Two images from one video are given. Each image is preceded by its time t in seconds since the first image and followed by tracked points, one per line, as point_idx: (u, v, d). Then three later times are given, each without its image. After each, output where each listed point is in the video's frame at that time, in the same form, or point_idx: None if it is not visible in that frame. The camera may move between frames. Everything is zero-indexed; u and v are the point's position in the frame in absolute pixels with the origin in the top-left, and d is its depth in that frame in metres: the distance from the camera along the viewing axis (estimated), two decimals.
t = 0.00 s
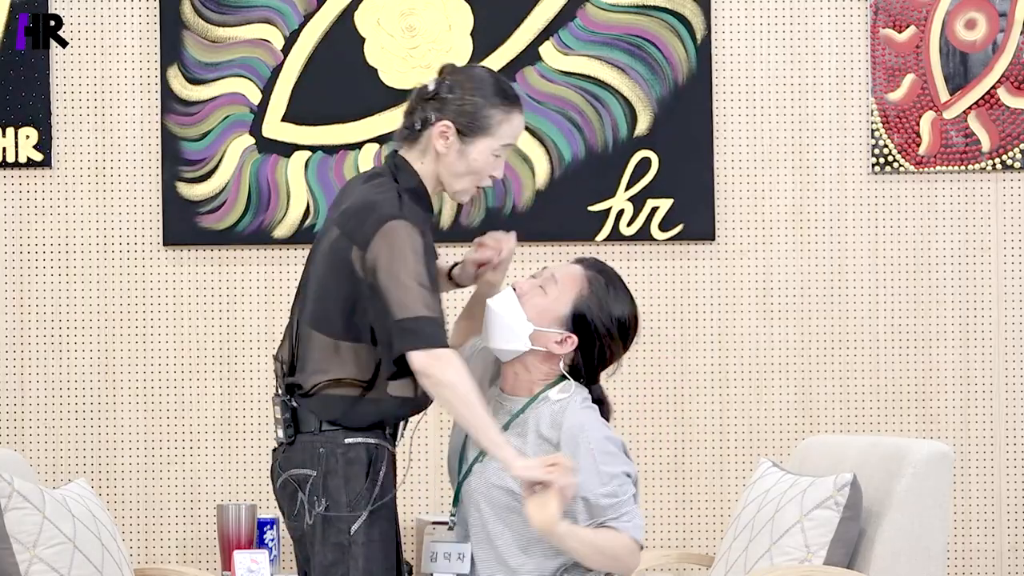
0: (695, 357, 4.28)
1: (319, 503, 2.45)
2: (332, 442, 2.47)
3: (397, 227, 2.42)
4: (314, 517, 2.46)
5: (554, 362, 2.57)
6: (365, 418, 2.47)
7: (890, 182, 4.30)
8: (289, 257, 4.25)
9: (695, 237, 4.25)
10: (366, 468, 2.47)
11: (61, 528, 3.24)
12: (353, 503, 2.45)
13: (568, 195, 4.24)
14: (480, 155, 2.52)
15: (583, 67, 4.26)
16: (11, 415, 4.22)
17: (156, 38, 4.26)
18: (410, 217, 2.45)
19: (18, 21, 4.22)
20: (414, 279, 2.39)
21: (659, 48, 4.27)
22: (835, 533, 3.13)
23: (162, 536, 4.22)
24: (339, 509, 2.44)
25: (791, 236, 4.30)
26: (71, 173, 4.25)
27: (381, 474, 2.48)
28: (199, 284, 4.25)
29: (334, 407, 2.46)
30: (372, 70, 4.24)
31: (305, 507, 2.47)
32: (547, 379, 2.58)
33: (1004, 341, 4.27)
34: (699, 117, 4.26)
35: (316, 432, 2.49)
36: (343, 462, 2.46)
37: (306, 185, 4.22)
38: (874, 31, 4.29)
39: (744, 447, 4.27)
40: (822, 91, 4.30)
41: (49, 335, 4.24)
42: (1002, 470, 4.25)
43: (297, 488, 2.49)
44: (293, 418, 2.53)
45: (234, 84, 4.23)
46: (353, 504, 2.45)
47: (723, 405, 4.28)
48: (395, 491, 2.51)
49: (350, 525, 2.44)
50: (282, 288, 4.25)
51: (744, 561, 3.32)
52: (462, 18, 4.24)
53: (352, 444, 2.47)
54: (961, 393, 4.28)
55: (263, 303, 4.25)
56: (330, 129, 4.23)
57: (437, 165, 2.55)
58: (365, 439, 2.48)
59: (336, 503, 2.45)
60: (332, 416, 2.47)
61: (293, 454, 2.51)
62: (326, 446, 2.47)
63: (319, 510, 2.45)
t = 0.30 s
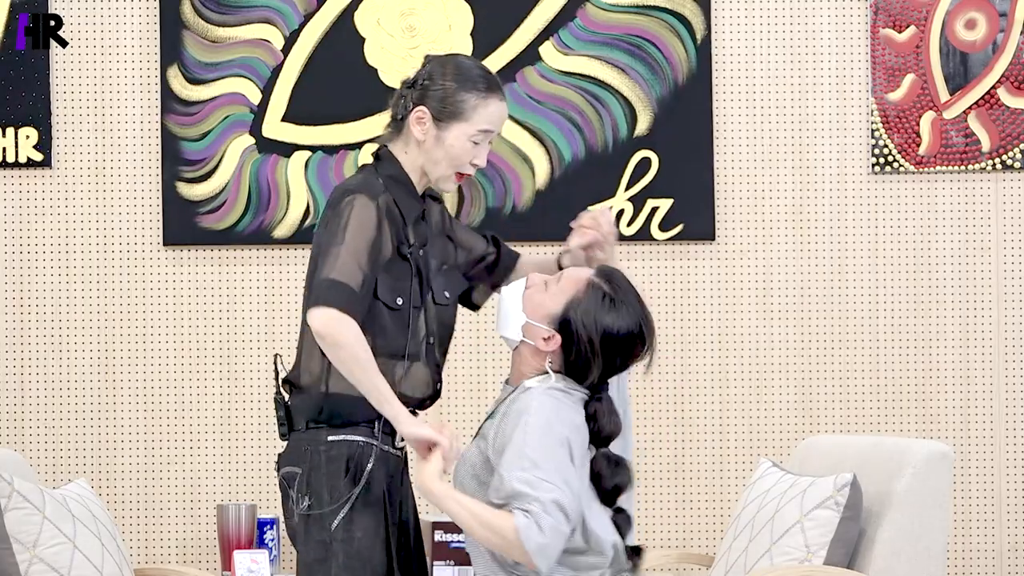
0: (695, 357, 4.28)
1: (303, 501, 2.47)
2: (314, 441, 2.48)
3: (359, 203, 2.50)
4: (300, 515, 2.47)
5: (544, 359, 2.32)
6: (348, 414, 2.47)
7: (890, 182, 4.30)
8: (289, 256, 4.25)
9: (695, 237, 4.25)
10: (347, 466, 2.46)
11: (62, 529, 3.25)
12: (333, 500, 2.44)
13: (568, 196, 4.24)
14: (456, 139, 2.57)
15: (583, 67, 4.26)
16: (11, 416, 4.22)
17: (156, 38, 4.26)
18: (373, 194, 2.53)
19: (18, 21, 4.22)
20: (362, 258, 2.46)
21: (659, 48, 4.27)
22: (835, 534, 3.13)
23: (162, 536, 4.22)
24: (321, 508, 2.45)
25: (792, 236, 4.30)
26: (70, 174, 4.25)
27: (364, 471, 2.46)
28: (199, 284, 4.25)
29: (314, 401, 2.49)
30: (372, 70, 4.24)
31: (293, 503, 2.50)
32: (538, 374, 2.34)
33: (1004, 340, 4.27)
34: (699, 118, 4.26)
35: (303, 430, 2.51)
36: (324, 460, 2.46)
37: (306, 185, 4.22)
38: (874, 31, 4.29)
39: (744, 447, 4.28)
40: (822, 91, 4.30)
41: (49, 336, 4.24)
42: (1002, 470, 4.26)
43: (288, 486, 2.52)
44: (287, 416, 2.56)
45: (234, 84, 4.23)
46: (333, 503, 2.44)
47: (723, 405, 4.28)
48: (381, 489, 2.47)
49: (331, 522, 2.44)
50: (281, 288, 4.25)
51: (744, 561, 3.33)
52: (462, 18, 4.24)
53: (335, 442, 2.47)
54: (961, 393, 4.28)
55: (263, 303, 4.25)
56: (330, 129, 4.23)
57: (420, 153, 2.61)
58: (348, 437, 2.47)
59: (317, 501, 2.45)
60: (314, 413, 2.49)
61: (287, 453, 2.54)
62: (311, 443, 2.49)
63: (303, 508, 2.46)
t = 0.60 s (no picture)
0: (695, 357, 4.28)
1: (297, 496, 2.47)
2: (311, 436, 2.49)
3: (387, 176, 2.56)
4: (294, 509, 2.47)
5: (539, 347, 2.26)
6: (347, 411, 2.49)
7: (890, 182, 4.30)
8: (288, 256, 4.25)
9: (695, 237, 4.25)
10: (340, 462, 2.46)
11: (62, 528, 3.25)
12: (325, 495, 2.44)
13: (569, 196, 4.24)
14: (496, 151, 2.61)
15: (583, 67, 4.26)
16: (11, 416, 4.22)
17: (155, 38, 4.26)
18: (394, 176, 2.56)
19: (18, 21, 4.22)
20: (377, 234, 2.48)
21: (659, 48, 4.27)
22: (834, 533, 3.12)
23: (162, 536, 4.22)
24: (314, 503, 2.45)
25: (792, 236, 4.30)
26: (70, 174, 4.25)
27: (356, 469, 2.46)
28: (199, 284, 4.25)
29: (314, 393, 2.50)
30: (372, 70, 4.24)
31: (289, 499, 2.50)
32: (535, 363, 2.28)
33: (1004, 340, 4.27)
34: (698, 118, 4.26)
35: (303, 425, 2.53)
36: (319, 456, 2.47)
37: (306, 185, 4.22)
38: (874, 31, 4.29)
39: (744, 447, 4.27)
40: (822, 91, 4.30)
41: (49, 336, 4.24)
42: (1002, 471, 4.25)
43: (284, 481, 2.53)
44: (288, 412, 2.58)
45: (234, 84, 4.23)
46: (325, 495, 2.44)
47: (723, 405, 4.28)
48: (373, 488, 2.47)
49: (322, 517, 2.44)
50: (281, 288, 4.25)
51: (744, 561, 3.33)
52: (462, 18, 4.24)
53: (330, 439, 2.47)
54: (961, 393, 4.28)
55: (263, 303, 4.25)
56: (330, 130, 4.23)
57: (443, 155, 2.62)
58: (342, 434, 2.47)
59: (311, 495, 2.45)
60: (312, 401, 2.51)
61: (286, 448, 2.55)
62: (307, 439, 2.50)
63: (297, 503, 2.47)
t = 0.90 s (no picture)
0: (695, 357, 4.28)
1: (319, 495, 2.44)
2: (336, 434, 2.47)
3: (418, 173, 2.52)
4: (316, 507, 2.45)
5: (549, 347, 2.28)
6: (371, 410, 2.47)
7: (890, 182, 4.30)
8: (289, 256, 4.25)
9: (695, 237, 4.25)
10: (367, 462, 2.44)
11: (62, 528, 3.25)
12: (351, 494, 2.43)
13: (568, 196, 4.24)
14: (522, 169, 2.58)
15: (583, 67, 4.26)
16: (10, 416, 4.22)
17: (155, 38, 4.26)
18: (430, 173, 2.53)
19: (18, 21, 4.22)
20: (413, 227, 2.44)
21: (659, 48, 4.27)
22: (835, 533, 3.12)
23: (162, 536, 4.22)
24: (338, 502, 2.43)
25: (791, 236, 4.30)
26: (70, 174, 4.25)
27: (383, 470, 2.45)
28: (199, 284, 4.25)
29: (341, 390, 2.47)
30: (372, 70, 4.24)
31: (309, 497, 2.47)
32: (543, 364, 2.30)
33: (1004, 340, 4.27)
34: (698, 118, 4.26)
35: (325, 423, 2.49)
36: (345, 455, 2.45)
37: (306, 185, 4.22)
38: (874, 31, 4.29)
39: (744, 447, 4.28)
40: (822, 91, 4.30)
41: (49, 336, 4.24)
42: (1002, 471, 4.25)
43: (303, 479, 2.49)
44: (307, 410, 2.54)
45: (234, 84, 4.23)
46: (350, 494, 2.42)
47: (723, 405, 4.28)
48: (398, 488, 2.46)
49: (347, 516, 2.42)
50: (281, 288, 4.25)
51: (744, 561, 3.33)
52: (462, 18, 4.24)
53: (356, 438, 2.45)
54: (961, 393, 4.28)
55: (263, 303, 4.25)
56: (330, 129, 4.23)
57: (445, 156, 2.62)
58: (369, 434, 2.45)
59: (334, 494, 2.43)
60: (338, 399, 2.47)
61: (304, 445, 2.52)
62: (331, 438, 2.47)
63: (319, 501, 2.44)
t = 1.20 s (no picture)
0: (695, 357, 4.28)
1: (335, 497, 2.42)
2: (354, 436, 2.44)
3: (444, 191, 2.50)
4: (330, 509, 2.42)
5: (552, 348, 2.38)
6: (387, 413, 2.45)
7: (890, 182, 4.30)
8: (288, 256, 4.25)
9: (695, 237, 4.25)
10: (386, 464, 2.43)
11: (62, 529, 3.25)
12: (370, 498, 2.41)
13: (568, 196, 4.24)
14: (533, 177, 2.60)
15: (583, 67, 4.26)
16: (10, 416, 4.22)
17: (155, 38, 4.26)
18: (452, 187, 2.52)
19: (18, 21, 4.22)
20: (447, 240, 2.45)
21: (659, 48, 4.27)
22: (835, 534, 3.13)
23: (162, 536, 4.22)
24: (354, 505, 2.41)
25: (791, 236, 4.30)
26: (70, 174, 4.25)
27: (401, 473, 2.44)
28: (199, 284, 4.25)
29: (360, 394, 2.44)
30: (372, 70, 4.24)
31: (321, 499, 2.44)
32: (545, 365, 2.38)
33: (1004, 340, 4.27)
34: (698, 117, 4.26)
35: (339, 424, 2.46)
36: (362, 457, 2.43)
37: (305, 185, 4.22)
38: (874, 31, 4.29)
39: (744, 447, 4.28)
40: (822, 91, 4.31)
41: (48, 336, 4.24)
42: (1002, 470, 4.26)
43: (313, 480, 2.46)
44: (317, 409, 2.50)
45: (234, 84, 4.23)
46: (367, 498, 2.40)
47: (723, 405, 4.28)
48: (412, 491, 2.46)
49: (363, 520, 2.40)
50: (281, 288, 4.25)
51: (744, 561, 3.33)
52: (462, 18, 4.24)
53: (374, 441, 2.44)
54: (961, 393, 4.28)
55: (263, 303, 4.25)
56: (330, 130, 4.23)
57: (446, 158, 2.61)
58: (387, 436, 2.44)
59: (351, 497, 2.41)
60: (355, 400, 2.44)
61: (314, 446, 2.48)
62: (348, 439, 2.44)
63: (334, 503, 2.42)
